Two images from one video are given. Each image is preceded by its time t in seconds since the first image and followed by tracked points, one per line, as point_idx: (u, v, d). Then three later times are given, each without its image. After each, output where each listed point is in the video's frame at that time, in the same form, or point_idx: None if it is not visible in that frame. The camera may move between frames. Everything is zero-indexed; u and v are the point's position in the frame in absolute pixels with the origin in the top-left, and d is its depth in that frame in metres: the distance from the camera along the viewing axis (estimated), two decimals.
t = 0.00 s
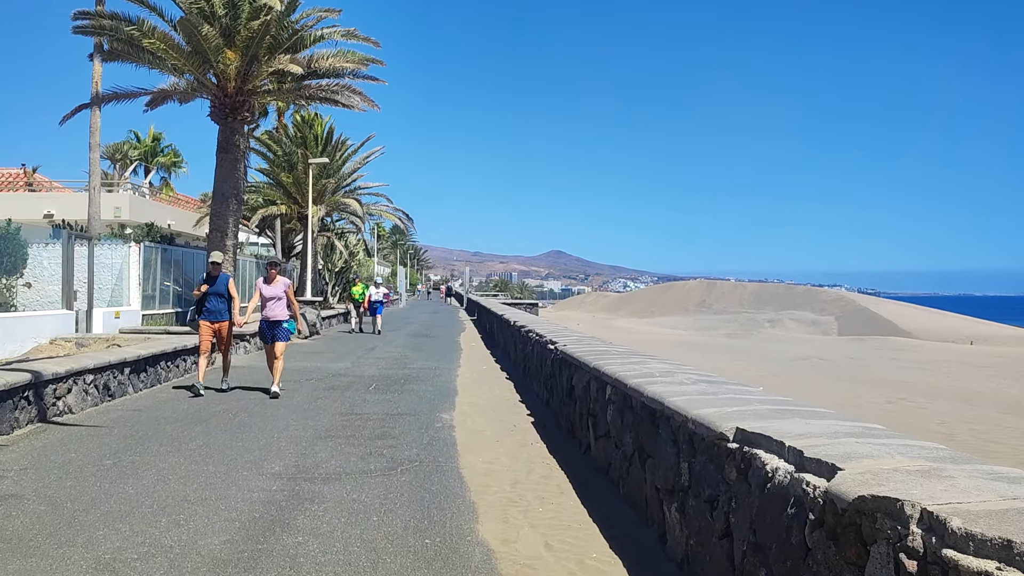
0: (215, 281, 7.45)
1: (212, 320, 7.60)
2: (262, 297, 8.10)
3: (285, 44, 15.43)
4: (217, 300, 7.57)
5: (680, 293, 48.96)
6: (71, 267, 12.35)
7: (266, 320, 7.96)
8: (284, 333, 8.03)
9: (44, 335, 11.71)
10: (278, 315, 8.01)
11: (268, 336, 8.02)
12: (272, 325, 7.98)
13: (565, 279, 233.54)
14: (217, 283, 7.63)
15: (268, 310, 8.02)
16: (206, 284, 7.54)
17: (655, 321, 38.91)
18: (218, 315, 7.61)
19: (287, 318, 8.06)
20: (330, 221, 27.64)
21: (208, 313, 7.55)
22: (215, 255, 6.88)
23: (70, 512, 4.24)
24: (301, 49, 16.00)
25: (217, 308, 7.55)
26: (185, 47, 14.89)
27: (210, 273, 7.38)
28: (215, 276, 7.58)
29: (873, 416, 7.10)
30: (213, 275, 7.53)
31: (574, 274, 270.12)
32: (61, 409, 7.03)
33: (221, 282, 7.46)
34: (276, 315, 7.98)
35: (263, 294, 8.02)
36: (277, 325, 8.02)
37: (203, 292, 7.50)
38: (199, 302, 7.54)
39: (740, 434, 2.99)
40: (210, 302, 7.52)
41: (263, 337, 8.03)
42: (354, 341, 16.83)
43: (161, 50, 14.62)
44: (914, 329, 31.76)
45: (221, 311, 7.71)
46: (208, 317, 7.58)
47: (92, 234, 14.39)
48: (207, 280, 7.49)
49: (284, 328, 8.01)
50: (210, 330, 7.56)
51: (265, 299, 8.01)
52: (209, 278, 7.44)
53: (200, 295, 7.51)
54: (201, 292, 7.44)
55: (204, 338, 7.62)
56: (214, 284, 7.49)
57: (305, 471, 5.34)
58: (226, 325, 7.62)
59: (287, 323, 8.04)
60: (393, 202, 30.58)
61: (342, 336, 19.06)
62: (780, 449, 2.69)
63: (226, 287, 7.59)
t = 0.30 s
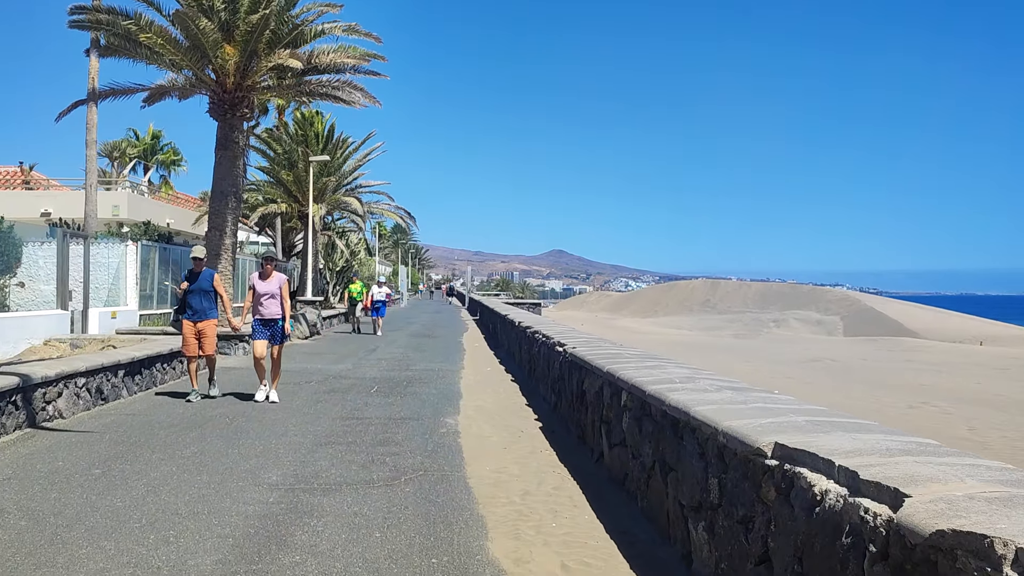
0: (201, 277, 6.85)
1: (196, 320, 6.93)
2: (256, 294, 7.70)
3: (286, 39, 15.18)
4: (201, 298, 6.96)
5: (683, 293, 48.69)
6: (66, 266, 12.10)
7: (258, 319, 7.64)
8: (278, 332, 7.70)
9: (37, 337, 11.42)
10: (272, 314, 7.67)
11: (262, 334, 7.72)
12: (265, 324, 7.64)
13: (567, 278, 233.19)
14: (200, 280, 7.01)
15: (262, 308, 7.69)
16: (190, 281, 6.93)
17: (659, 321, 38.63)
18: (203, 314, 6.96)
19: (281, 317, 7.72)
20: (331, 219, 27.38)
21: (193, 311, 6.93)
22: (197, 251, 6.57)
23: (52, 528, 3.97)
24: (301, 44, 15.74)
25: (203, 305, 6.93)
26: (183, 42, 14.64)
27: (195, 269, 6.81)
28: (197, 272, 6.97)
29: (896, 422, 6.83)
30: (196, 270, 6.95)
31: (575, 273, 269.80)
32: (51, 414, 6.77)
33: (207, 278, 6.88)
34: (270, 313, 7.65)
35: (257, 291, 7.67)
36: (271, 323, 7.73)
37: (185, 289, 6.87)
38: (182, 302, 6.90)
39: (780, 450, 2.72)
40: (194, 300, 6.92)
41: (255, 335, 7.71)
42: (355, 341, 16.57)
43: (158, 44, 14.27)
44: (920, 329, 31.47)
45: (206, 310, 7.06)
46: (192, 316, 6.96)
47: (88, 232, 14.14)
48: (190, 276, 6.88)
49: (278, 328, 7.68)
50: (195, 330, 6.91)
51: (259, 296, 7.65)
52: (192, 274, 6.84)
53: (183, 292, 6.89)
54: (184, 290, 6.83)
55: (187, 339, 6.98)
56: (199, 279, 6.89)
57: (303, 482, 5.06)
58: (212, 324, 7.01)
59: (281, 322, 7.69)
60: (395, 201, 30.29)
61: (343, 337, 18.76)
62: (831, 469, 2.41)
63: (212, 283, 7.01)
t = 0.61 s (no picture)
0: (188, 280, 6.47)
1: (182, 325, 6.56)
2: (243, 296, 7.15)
3: (285, 34, 14.93)
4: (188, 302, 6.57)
5: (685, 292, 48.42)
6: (61, 265, 11.88)
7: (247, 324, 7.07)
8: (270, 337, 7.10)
9: (30, 337, 11.19)
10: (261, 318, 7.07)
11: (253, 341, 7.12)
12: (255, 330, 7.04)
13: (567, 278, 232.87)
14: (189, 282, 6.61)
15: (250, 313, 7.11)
16: (177, 283, 6.55)
17: (661, 320, 38.36)
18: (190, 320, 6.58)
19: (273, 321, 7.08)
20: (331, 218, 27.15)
21: (179, 317, 6.52)
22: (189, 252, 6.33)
23: (29, 542, 3.73)
24: (301, 40, 15.51)
25: (188, 310, 6.54)
26: (181, 38, 14.42)
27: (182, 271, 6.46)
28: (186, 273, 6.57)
29: (915, 426, 6.59)
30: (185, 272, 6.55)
31: (576, 273, 269.52)
32: (39, 417, 6.53)
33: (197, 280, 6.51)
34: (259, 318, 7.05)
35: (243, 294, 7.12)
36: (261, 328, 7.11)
37: (172, 292, 6.50)
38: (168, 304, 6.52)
39: (816, 462, 2.48)
40: (181, 304, 6.52)
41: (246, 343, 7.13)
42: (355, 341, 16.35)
43: (155, 39, 14.06)
44: (924, 329, 31.20)
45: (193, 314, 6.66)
46: (179, 322, 6.55)
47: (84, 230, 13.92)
48: (178, 279, 6.52)
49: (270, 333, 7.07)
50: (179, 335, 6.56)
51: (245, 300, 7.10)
52: (181, 277, 6.48)
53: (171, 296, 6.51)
54: (172, 293, 6.45)
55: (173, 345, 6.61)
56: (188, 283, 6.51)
57: (299, 489, 4.83)
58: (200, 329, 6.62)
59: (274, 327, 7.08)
60: (395, 200, 30.04)
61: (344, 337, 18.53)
62: (878, 485, 2.17)
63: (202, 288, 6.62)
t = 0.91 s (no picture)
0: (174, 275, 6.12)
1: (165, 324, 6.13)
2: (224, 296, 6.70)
3: (282, 31, 14.68)
4: (172, 299, 6.16)
5: (687, 292, 48.15)
6: (52, 266, 11.61)
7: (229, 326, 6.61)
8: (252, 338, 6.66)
9: (20, 339, 10.92)
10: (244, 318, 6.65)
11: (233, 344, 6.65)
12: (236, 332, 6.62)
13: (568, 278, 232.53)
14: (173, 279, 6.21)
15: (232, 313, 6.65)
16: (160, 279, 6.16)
17: (663, 321, 38.07)
18: (174, 319, 6.16)
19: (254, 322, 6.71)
20: (330, 218, 26.88)
21: (161, 315, 6.13)
22: (175, 248, 6.03)
23: None
24: (298, 37, 15.23)
25: (172, 308, 6.13)
26: (176, 34, 14.14)
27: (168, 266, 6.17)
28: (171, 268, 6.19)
29: (935, 436, 6.33)
30: (171, 266, 6.17)
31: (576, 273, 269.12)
32: (21, 425, 6.25)
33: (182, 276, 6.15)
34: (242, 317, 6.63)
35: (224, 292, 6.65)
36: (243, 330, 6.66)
37: (156, 287, 6.09)
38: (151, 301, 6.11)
39: (864, 493, 2.19)
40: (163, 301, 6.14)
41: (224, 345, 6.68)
42: (354, 343, 16.08)
43: (148, 35, 13.83)
44: (929, 330, 30.91)
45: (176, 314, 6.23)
46: (160, 321, 6.13)
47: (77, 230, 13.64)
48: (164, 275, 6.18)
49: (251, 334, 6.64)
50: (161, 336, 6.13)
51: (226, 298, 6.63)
52: (168, 272, 6.15)
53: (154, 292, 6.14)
54: (155, 287, 6.06)
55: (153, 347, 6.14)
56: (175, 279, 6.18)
57: (291, 506, 4.55)
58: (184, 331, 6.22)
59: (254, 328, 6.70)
60: (395, 199, 29.78)
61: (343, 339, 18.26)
62: (944, 525, 1.88)
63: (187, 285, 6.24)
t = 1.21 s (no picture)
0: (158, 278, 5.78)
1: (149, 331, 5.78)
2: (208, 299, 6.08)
3: (280, 24, 14.32)
4: (155, 303, 5.79)
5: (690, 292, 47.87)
6: (45, 264, 11.36)
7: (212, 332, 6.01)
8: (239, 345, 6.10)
9: (12, 339, 10.67)
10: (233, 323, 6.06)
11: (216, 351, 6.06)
12: (221, 337, 6.04)
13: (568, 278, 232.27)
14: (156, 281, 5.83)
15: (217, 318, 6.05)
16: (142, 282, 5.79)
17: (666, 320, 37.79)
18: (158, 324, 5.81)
19: (241, 327, 6.14)
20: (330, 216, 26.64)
21: (145, 321, 5.76)
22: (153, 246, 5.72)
23: None
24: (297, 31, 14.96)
25: (156, 313, 5.79)
26: (173, 28, 13.88)
27: (147, 268, 5.83)
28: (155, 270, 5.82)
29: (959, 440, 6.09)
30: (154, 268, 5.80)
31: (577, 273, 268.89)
32: (6, 429, 5.99)
33: (164, 276, 5.84)
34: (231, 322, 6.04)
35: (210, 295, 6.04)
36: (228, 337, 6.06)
37: (138, 292, 5.73)
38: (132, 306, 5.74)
39: (930, 512, 1.92)
40: (147, 305, 5.77)
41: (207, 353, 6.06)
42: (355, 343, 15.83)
43: (144, 29, 13.48)
44: (935, 329, 30.62)
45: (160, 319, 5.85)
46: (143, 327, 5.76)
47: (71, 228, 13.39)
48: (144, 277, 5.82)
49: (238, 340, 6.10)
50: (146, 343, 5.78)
51: (212, 301, 6.04)
52: (148, 274, 5.82)
53: (135, 297, 5.76)
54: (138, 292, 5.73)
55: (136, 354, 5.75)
56: (155, 281, 5.83)
57: (287, 515, 4.29)
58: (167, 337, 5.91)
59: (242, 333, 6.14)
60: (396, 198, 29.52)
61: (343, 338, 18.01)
62: None
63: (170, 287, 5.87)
